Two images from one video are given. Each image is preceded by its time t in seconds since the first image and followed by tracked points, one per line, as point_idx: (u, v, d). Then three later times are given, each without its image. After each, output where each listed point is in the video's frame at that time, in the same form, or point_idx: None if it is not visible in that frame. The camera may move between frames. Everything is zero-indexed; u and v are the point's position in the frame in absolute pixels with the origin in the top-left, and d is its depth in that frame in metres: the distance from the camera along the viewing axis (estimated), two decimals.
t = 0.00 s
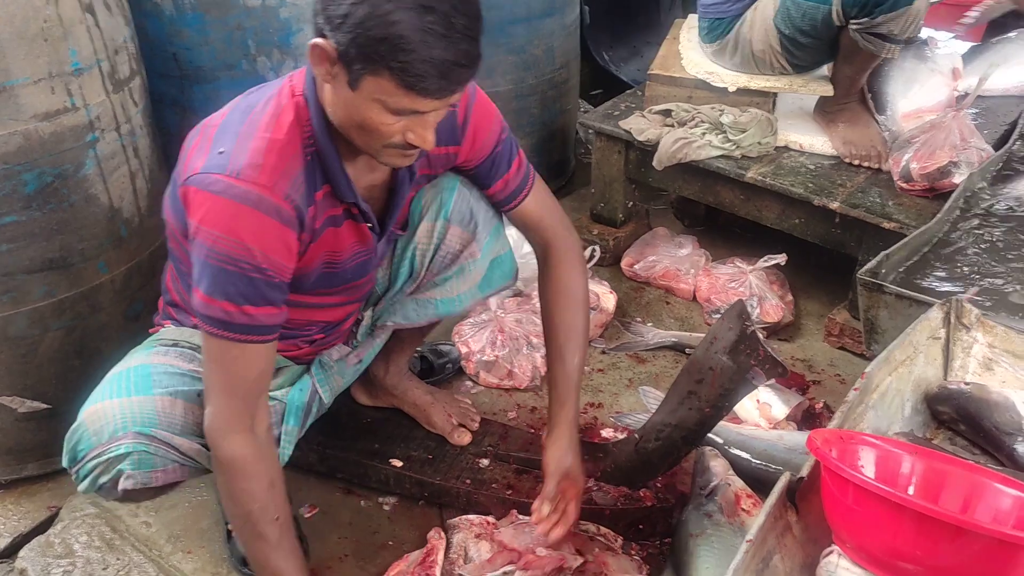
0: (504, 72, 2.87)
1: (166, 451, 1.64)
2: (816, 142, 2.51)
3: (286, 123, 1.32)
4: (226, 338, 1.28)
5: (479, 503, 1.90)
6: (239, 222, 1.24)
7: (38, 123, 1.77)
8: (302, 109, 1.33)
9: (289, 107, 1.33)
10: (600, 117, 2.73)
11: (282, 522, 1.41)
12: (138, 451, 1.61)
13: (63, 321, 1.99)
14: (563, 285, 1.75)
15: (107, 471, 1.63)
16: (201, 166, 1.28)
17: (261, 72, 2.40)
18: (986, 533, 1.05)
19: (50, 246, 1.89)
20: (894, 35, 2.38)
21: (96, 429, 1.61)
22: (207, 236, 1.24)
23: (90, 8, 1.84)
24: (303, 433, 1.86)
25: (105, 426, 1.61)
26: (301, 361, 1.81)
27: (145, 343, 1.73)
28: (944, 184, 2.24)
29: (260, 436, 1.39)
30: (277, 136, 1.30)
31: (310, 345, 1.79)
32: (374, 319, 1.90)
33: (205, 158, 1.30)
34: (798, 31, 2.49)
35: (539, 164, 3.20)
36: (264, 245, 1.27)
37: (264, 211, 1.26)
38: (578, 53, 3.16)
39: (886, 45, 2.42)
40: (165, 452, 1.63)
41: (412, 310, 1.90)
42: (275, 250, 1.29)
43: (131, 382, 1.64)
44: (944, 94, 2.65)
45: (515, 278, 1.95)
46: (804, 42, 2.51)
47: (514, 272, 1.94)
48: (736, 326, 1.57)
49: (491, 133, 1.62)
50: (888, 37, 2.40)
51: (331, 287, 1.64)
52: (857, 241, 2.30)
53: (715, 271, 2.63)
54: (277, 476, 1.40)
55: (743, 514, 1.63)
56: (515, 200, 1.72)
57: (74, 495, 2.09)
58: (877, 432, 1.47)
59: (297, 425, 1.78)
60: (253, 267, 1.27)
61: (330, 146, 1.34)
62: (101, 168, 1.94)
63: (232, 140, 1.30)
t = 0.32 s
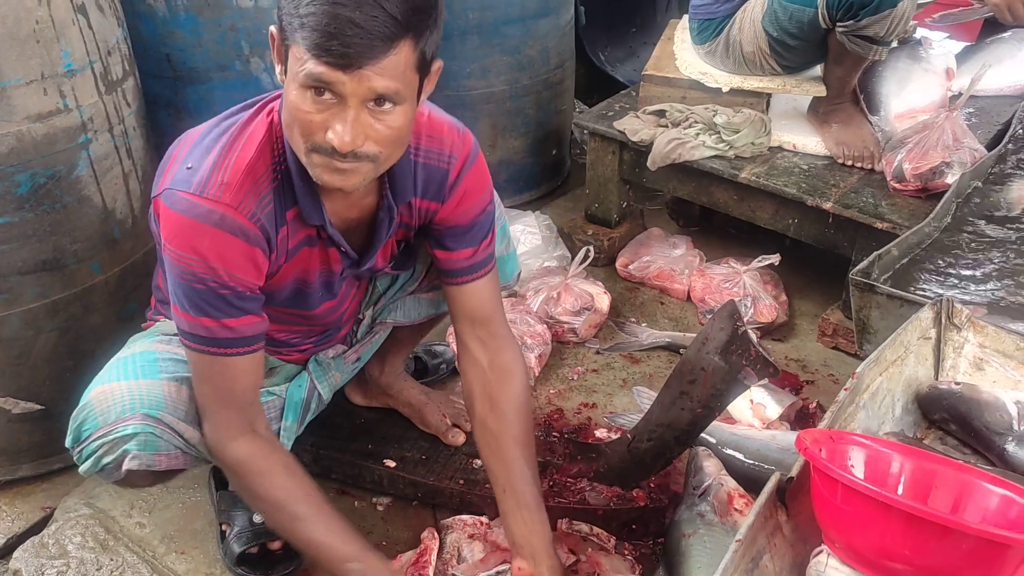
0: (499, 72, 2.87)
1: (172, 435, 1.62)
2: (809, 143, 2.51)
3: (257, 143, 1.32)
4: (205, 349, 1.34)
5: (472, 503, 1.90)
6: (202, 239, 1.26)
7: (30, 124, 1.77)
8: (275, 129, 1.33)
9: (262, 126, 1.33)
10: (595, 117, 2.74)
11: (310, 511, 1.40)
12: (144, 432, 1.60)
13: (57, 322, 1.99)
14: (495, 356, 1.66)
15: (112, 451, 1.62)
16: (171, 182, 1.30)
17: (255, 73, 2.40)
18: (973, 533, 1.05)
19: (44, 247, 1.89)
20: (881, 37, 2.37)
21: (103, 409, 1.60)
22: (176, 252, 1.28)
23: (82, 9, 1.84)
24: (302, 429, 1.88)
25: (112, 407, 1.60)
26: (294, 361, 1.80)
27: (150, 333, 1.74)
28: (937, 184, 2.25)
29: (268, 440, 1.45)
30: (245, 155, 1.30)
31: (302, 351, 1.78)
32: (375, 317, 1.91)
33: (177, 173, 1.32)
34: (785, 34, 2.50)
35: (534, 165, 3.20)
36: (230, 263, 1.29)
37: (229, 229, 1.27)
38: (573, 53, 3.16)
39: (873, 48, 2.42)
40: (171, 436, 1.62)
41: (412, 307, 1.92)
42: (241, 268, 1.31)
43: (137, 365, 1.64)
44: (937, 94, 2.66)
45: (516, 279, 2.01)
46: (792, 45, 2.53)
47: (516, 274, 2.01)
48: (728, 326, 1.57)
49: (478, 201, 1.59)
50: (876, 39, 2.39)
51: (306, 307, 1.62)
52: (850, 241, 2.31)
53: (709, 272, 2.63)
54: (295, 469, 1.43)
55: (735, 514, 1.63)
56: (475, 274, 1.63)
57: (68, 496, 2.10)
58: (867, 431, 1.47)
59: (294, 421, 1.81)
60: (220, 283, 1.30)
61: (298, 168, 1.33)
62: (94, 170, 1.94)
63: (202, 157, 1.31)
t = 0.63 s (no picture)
0: (500, 71, 2.87)
1: (166, 416, 1.65)
2: (809, 141, 2.52)
3: (259, 167, 1.32)
4: (260, 371, 1.35)
5: (473, 501, 1.91)
6: (223, 266, 1.27)
7: (32, 122, 1.78)
8: (274, 152, 1.34)
9: (263, 149, 1.34)
10: (595, 116, 2.74)
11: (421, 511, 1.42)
12: (139, 411, 1.63)
13: (59, 319, 2.00)
14: (505, 365, 1.65)
15: (107, 431, 1.64)
16: (181, 218, 1.31)
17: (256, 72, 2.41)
18: (973, 528, 1.05)
19: (46, 245, 1.90)
20: (882, 34, 2.36)
21: (98, 389, 1.63)
22: (203, 286, 1.29)
23: (84, 7, 1.85)
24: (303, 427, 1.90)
25: (106, 387, 1.63)
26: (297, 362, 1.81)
27: (145, 322, 1.75)
28: (937, 182, 2.26)
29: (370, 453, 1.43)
30: (252, 182, 1.31)
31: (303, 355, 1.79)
32: (373, 318, 1.93)
33: (185, 208, 1.33)
34: (787, 31, 2.50)
35: (535, 164, 3.21)
36: (255, 285, 1.30)
37: (247, 254, 1.28)
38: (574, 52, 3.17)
39: (875, 44, 2.40)
40: (166, 416, 1.65)
41: (411, 306, 1.94)
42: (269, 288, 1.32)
43: (133, 349, 1.67)
44: (937, 92, 2.67)
45: (514, 275, 2.02)
46: (793, 42, 2.53)
47: (515, 270, 2.02)
48: (728, 324, 1.58)
49: (477, 211, 1.59)
50: (877, 36, 2.37)
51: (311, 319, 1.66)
52: (850, 239, 2.31)
53: (710, 270, 2.64)
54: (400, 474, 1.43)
55: (736, 511, 1.63)
56: (478, 284, 1.63)
57: (70, 493, 2.10)
58: (868, 428, 1.48)
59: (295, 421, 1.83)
60: (254, 307, 1.31)
61: (300, 191, 1.34)
62: (96, 168, 1.95)
63: (208, 189, 1.32)
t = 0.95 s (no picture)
0: (504, 63, 2.86)
1: (180, 401, 1.64)
2: (815, 133, 2.51)
3: (263, 162, 1.33)
4: (243, 363, 1.34)
5: (478, 493, 1.90)
6: (217, 257, 1.27)
7: (37, 113, 1.78)
8: (278, 149, 1.34)
9: (266, 145, 1.35)
10: (600, 108, 2.73)
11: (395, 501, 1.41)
12: (152, 396, 1.62)
13: (63, 311, 2.00)
14: (508, 356, 1.63)
15: (120, 418, 1.63)
16: (178, 206, 1.31)
17: (260, 63, 2.40)
18: (981, 520, 1.05)
19: (50, 236, 1.90)
20: (888, 26, 2.34)
21: (111, 375, 1.62)
22: (194, 276, 1.29)
23: None
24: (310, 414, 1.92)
25: (119, 373, 1.62)
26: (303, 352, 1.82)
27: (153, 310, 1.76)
28: (943, 175, 2.24)
29: (346, 443, 1.43)
30: (253, 177, 1.31)
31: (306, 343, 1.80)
32: (378, 306, 1.93)
33: (183, 197, 1.33)
34: (792, 23, 2.49)
35: (539, 157, 3.20)
36: (247, 278, 1.30)
37: (242, 248, 1.28)
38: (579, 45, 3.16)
39: (881, 37, 2.38)
40: (179, 401, 1.64)
41: (415, 292, 1.93)
42: (262, 282, 1.32)
43: (143, 337, 1.67)
44: (944, 85, 2.67)
45: (517, 258, 2.00)
46: (800, 34, 2.51)
47: (519, 251, 1.99)
48: (734, 316, 1.58)
49: (479, 205, 1.59)
50: (883, 28, 2.35)
51: (312, 313, 1.67)
52: (856, 232, 2.30)
53: (715, 263, 2.63)
54: (373, 464, 1.42)
55: (741, 504, 1.62)
56: (483, 274, 1.62)
57: (74, 485, 2.11)
58: (874, 421, 1.47)
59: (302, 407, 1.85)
60: (244, 301, 1.31)
61: (303, 189, 1.35)
62: (101, 159, 1.94)
63: (207, 180, 1.32)
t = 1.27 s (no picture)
0: (505, 62, 2.86)
1: (180, 391, 1.64)
2: (816, 134, 2.50)
3: (263, 157, 1.33)
4: (229, 356, 1.34)
5: (477, 493, 1.90)
6: (211, 249, 1.27)
7: (37, 111, 1.77)
8: (279, 144, 1.35)
9: (267, 140, 1.35)
10: (601, 108, 2.72)
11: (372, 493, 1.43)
12: (152, 384, 1.61)
13: (63, 309, 1.99)
14: (518, 358, 1.63)
15: (120, 406, 1.62)
16: (176, 196, 1.31)
17: (261, 61, 2.39)
18: (981, 525, 1.04)
19: (49, 235, 1.89)
20: (889, 25, 2.34)
21: (112, 363, 1.62)
22: (187, 266, 1.29)
23: None
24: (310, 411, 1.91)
25: (120, 361, 1.62)
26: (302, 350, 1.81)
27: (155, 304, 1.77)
28: (944, 176, 2.24)
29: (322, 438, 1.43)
30: (252, 171, 1.31)
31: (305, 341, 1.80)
32: (380, 305, 1.93)
33: (182, 187, 1.33)
34: (794, 23, 2.49)
35: (540, 156, 3.19)
36: (239, 271, 1.30)
37: (237, 241, 1.28)
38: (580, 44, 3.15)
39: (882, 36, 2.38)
40: (179, 391, 1.64)
41: (416, 291, 1.93)
42: (254, 276, 1.32)
43: (144, 327, 1.67)
44: (947, 86, 2.66)
45: (520, 259, 2.00)
46: (800, 34, 2.51)
47: (521, 254, 1.99)
48: (734, 317, 1.57)
49: (484, 208, 1.59)
50: (885, 28, 2.35)
51: (311, 310, 1.67)
52: (857, 233, 2.30)
53: (715, 263, 2.62)
54: (349, 459, 1.43)
55: (741, 506, 1.62)
56: (488, 276, 1.62)
57: (73, 484, 2.10)
58: (874, 423, 1.47)
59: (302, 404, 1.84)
60: (236, 294, 1.31)
61: (303, 185, 1.35)
62: (100, 158, 1.94)
63: (207, 172, 1.32)
